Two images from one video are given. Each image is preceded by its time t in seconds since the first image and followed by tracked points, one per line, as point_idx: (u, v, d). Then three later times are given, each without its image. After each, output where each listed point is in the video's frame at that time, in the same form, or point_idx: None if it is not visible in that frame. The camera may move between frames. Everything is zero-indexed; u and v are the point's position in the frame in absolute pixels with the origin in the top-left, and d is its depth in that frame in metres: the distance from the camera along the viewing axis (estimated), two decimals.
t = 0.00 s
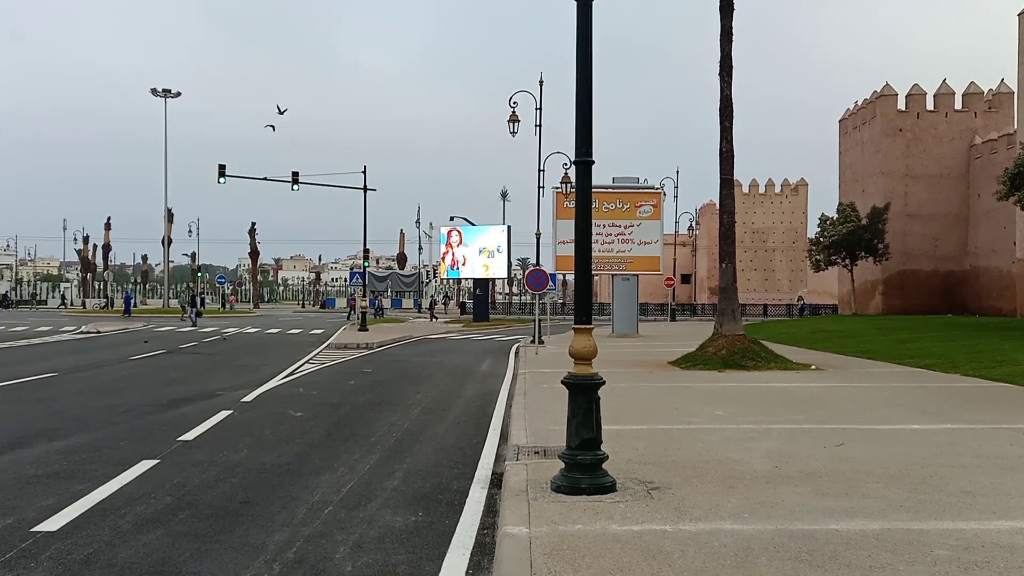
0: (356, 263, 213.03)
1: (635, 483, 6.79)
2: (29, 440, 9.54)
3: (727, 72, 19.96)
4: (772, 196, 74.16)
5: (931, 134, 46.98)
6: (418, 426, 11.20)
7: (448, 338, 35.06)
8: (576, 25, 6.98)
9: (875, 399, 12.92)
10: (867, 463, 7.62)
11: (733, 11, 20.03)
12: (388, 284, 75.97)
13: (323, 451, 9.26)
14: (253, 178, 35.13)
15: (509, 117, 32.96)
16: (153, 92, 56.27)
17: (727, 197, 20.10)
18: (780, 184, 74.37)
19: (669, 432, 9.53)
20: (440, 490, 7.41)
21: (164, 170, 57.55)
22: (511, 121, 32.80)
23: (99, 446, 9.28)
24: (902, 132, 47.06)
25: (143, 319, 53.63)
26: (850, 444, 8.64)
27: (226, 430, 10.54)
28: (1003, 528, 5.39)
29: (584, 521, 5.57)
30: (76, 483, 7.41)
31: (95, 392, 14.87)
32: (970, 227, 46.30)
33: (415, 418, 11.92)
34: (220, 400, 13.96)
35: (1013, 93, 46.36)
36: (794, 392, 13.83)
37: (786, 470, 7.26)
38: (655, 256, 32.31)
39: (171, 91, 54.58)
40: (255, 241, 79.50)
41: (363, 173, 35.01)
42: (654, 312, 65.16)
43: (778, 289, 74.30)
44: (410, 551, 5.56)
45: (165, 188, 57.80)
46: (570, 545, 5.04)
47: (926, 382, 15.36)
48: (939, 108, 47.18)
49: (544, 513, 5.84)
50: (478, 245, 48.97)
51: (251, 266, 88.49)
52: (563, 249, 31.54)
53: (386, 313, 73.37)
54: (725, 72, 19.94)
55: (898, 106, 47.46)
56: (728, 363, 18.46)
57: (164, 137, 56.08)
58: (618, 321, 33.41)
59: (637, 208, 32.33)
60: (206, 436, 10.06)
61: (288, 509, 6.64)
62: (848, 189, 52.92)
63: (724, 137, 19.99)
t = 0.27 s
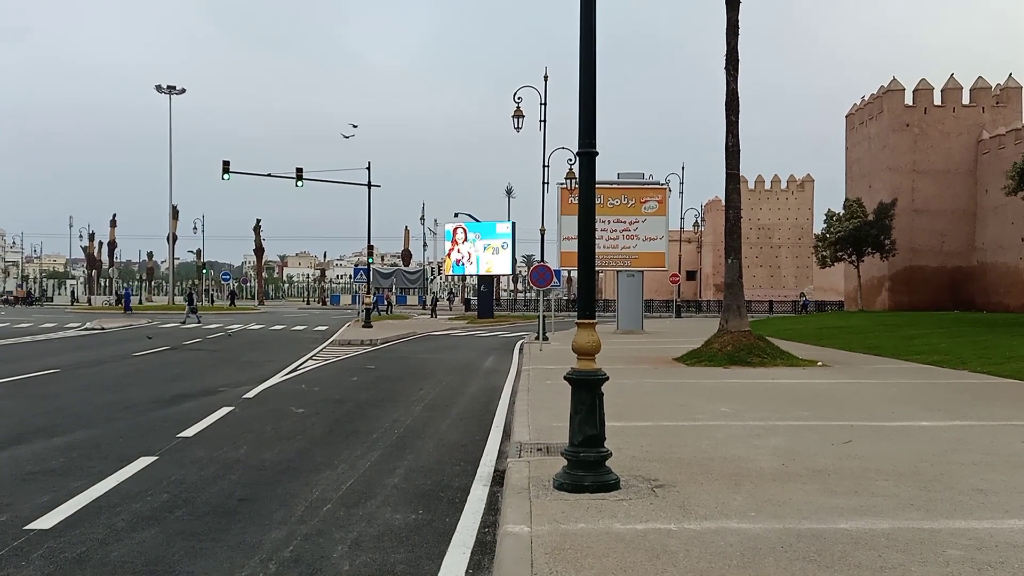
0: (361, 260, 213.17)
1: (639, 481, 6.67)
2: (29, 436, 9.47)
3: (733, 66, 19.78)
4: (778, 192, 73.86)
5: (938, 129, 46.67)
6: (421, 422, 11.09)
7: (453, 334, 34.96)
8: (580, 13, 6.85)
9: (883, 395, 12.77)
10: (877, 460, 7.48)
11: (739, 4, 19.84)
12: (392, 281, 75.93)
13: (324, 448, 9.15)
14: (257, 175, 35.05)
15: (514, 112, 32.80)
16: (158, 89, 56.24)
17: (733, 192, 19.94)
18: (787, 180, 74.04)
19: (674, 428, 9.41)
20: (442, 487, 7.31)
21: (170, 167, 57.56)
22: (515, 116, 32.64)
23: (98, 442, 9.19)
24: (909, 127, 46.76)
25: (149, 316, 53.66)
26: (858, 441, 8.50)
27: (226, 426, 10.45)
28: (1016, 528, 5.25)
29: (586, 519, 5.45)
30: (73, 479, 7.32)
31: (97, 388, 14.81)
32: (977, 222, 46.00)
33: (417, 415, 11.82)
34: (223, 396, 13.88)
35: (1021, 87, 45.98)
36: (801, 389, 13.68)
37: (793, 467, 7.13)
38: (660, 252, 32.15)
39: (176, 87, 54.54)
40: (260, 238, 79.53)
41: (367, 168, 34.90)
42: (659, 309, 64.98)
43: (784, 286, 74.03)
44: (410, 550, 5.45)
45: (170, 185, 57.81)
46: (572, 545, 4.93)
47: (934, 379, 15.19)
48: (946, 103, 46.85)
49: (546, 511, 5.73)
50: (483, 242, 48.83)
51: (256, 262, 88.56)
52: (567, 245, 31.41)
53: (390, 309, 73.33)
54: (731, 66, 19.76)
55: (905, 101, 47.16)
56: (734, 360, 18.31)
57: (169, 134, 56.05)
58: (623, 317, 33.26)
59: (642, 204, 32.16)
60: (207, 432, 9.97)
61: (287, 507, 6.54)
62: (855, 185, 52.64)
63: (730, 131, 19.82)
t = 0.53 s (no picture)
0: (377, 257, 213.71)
1: (655, 483, 6.47)
2: (38, 435, 9.39)
3: (750, 59, 19.47)
4: (796, 188, 73.17)
5: (959, 124, 45.94)
6: (433, 421, 10.94)
7: (468, 332, 34.82)
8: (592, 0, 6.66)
9: (906, 394, 12.48)
10: (904, 462, 7.22)
11: None
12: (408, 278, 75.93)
13: (334, 447, 9.01)
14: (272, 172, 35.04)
15: (528, 108, 32.59)
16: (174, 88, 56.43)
17: (751, 187, 19.64)
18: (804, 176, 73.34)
19: (691, 428, 9.19)
20: (453, 489, 7.14)
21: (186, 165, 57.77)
22: (530, 112, 32.42)
23: (107, 441, 9.10)
24: (930, 121, 46.04)
25: (166, 314, 53.89)
26: (882, 442, 8.24)
27: (237, 425, 10.34)
28: None
29: (601, 524, 5.26)
30: (80, 479, 7.21)
31: (110, 386, 14.76)
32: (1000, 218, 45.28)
33: (430, 413, 11.66)
34: (235, 394, 13.80)
35: None
36: (821, 387, 13.40)
37: (815, 469, 6.90)
38: (677, 249, 31.84)
39: (191, 86, 54.69)
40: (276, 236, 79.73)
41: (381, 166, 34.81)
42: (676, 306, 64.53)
43: (802, 283, 73.33)
44: (418, 555, 5.28)
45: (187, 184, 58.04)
46: (585, 551, 4.74)
47: (958, 377, 14.86)
48: (968, 97, 46.15)
49: (559, 514, 5.54)
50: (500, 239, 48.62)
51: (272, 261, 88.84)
52: (583, 242, 31.17)
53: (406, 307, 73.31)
54: (749, 59, 19.46)
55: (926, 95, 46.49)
56: (752, 358, 18.02)
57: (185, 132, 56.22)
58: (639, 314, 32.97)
59: (659, 201, 31.86)
60: (217, 432, 9.85)
61: (294, 509, 6.40)
62: (875, 180, 52.00)
63: (747, 125, 19.53)
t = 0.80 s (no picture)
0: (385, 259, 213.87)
1: (663, 493, 6.27)
2: (36, 440, 9.26)
3: (760, 59, 19.24)
4: (806, 190, 72.75)
5: (971, 124, 45.55)
6: (437, 426, 10.75)
7: (475, 334, 34.66)
8: None
9: (919, 399, 12.22)
10: (920, 471, 6.99)
11: None
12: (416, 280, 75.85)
13: (336, 453, 8.84)
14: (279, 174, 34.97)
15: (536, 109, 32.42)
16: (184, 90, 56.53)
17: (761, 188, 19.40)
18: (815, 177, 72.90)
19: (700, 435, 8.97)
20: (455, 497, 6.96)
21: (195, 167, 57.87)
22: (538, 113, 32.26)
23: (105, 446, 8.96)
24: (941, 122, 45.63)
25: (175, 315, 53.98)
26: (897, 449, 8.02)
27: (238, 430, 10.19)
28: None
29: (605, 537, 5.07)
30: (74, 487, 7.06)
31: (113, 388, 14.66)
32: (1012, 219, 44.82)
33: (434, 418, 11.48)
34: (238, 398, 13.66)
35: None
36: (832, 392, 13.16)
37: (828, 479, 6.69)
38: (686, 251, 31.58)
39: (200, 88, 54.76)
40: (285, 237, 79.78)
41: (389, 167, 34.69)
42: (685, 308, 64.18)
43: (811, 285, 72.86)
44: (416, 568, 5.10)
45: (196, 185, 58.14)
46: (588, 565, 4.56)
47: (972, 381, 14.57)
48: (980, 98, 45.73)
49: (562, 527, 5.35)
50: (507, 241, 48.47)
51: (281, 262, 88.90)
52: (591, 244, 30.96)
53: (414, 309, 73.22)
54: (759, 59, 19.23)
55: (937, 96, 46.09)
56: (762, 361, 17.77)
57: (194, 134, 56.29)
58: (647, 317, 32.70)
59: (667, 202, 31.64)
60: (217, 437, 9.70)
61: (291, 518, 6.23)
62: (886, 182, 51.57)
63: (758, 126, 19.29)
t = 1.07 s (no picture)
0: (390, 259, 213.83)
1: (668, 497, 6.10)
2: (32, 440, 9.13)
3: (767, 56, 19.04)
4: (812, 190, 72.45)
5: (979, 124, 45.25)
6: (439, 427, 10.59)
7: (479, 334, 34.51)
8: None
9: (928, 400, 12.03)
10: (933, 474, 6.81)
11: None
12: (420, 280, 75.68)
13: (334, 454, 8.70)
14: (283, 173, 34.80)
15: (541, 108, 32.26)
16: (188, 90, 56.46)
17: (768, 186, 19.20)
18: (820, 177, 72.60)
19: (705, 436, 8.79)
20: (455, 500, 6.81)
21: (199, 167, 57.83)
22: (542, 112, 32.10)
23: (102, 447, 8.82)
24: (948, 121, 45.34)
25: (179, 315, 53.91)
26: (907, 451, 7.84)
27: (237, 430, 10.04)
28: None
29: (609, 542, 4.91)
30: (67, 488, 6.93)
31: (113, 388, 14.53)
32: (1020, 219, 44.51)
33: (436, 419, 11.32)
34: (239, 397, 13.52)
35: None
36: (840, 392, 12.97)
37: (838, 482, 6.51)
38: (691, 250, 31.39)
39: (204, 87, 54.69)
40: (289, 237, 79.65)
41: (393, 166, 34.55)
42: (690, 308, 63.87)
43: (817, 286, 72.51)
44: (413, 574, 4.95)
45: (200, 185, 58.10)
46: (591, 572, 4.39)
47: (981, 382, 14.36)
48: (987, 97, 45.45)
49: (563, 531, 5.20)
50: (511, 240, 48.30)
51: (286, 262, 88.81)
52: (596, 243, 30.79)
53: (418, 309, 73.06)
54: (765, 56, 19.02)
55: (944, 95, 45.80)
56: (768, 362, 17.57)
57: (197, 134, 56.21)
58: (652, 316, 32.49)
59: (673, 201, 31.48)
60: (215, 437, 9.56)
61: (287, 521, 6.09)
62: (892, 181, 51.25)
63: (764, 124, 19.09)
